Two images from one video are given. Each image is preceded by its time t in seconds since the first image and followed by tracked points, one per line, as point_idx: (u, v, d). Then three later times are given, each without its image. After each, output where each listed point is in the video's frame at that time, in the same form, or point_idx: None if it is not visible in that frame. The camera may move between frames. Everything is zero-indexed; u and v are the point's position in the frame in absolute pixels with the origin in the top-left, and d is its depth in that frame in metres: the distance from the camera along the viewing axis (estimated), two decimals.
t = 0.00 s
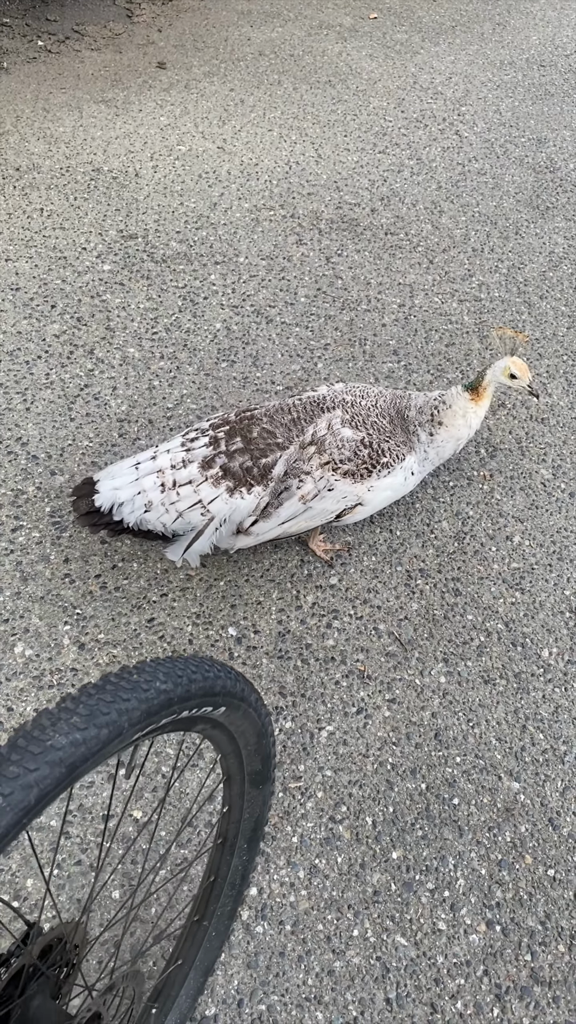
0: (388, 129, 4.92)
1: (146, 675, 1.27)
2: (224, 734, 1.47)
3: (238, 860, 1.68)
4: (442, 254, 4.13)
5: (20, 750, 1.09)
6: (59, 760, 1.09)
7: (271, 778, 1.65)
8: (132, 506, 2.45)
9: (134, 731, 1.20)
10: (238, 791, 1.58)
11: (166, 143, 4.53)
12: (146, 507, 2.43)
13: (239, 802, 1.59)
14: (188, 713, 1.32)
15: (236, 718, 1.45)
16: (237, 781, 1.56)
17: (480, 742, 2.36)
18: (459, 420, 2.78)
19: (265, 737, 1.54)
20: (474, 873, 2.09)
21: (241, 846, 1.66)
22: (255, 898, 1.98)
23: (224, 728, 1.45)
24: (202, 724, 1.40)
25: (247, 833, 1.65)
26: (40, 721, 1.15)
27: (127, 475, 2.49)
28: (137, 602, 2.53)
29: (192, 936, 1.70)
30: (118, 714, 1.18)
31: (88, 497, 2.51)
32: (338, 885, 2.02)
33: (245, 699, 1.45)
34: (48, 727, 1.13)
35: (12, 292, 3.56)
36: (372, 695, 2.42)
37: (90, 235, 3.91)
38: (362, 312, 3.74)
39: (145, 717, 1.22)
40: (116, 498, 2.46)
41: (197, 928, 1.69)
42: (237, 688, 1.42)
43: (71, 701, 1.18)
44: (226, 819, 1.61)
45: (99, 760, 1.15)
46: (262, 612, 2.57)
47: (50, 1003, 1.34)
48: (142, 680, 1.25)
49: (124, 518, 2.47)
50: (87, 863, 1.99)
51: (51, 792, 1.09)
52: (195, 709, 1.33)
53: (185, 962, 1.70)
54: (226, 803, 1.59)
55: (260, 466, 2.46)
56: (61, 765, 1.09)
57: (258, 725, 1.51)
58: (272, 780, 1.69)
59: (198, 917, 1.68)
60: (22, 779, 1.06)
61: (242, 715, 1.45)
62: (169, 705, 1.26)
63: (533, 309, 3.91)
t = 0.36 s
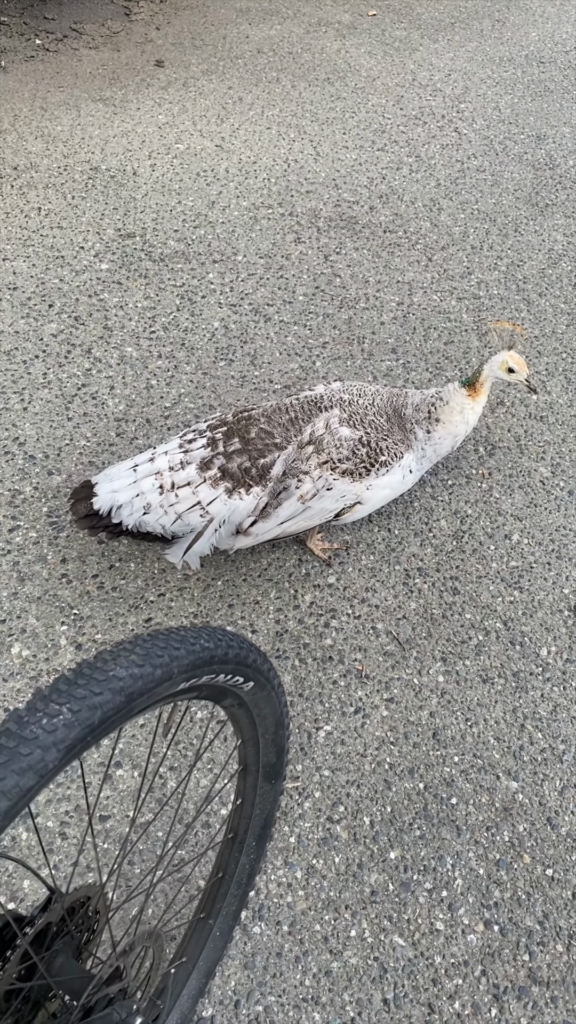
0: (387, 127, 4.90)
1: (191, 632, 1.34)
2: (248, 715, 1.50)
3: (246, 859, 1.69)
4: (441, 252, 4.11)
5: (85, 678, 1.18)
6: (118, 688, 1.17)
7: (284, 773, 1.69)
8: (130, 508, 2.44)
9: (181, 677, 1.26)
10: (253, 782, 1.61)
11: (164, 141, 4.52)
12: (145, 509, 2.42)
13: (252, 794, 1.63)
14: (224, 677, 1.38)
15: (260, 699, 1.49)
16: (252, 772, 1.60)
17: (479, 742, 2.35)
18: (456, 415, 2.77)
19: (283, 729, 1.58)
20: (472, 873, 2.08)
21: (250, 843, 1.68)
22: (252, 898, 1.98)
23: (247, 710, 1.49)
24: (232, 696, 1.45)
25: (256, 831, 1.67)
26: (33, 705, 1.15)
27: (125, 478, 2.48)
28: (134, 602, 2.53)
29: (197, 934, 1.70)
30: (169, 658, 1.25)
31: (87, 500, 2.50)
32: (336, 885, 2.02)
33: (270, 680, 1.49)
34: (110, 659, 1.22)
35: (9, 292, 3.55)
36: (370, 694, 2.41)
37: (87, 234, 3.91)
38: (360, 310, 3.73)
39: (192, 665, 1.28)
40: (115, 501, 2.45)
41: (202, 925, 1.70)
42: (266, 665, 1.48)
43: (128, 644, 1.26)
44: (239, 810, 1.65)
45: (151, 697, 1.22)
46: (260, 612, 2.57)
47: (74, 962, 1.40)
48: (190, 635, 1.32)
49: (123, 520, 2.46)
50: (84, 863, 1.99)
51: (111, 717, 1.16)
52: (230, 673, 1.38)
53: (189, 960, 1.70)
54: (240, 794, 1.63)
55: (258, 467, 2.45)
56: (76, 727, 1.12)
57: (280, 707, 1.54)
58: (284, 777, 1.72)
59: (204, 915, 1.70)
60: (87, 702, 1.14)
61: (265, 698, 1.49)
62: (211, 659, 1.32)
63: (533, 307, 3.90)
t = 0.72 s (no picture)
0: (386, 125, 4.89)
1: (185, 633, 1.33)
2: (242, 717, 1.50)
3: (241, 861, 1.69)
4: (440, 251, 4.10)
5: (75, 680, 1.17)
6: (108, 691, 1.17)
7: (279, 775, 1.69)
8: (126, 507, 2.43)
9: (173, 680, 1.26)
10: (247, 784, 1.61)
11: (162, 141, 4.51)
12: (140, 507, 2.42)
13: (247, 795, 1.63)
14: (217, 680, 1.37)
15: (255, 702, 1.49)
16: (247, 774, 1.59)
17: (477, 743, 2.34)
18: (453, 414, 2.76)
19: (277, 731, 1.58)
20: (470, 874, 2.08)
21: (245, 845, 1.68)
22: (249, 900, 1.97)
23: (240, 713, 1.49)
24: (227, 697, 1.44)
25: (252, 832, 1.67)
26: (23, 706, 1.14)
27: (121, 476, 2.47)
28: (132, 603, 2.52)
29: (194, 935, 1.70)
30: (161, 660, 1.24)
31: (83, 498, 2.50)
32: (333, 887, 2.01)
33: (264, 681, 1.48)
34: (100, 660, 1.21)
35: (7, 292, 3.55)
36: (368, 695, 2.40)
37: (85, 234, 3.90)
38: (359, 310, 3.72)
39: (184, 668, 1.27)
40: (110, 499, 2.44)
41: (199, 927, 1.69)
42: (261, 669, 1.47)
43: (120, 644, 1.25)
44: (234, 811, 1.65)
45: (142, 699, 1.22)
46: (257, 612, 2.56)
47: (67, 966, 1.37)
48: (183, 636, 1.31)
49: (118, 519, 2.46)
50: (80, 865, 1.98)
51: (101, 721, 1.16)
52: (224, 675, 1.37)
53: (185, 962, 1.68)
54: (235, 796, 1.63)
55: (254, 466, 2.44)
56: (66, 730, 1.12)
57: (272, 712, 1.54)
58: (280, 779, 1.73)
59: (200, 917, 1.70)
60: (77, 705, 1.14)
61: (258, 701, 1.49)
62: (203, 662, 1.31)
63: (532, 306, 3.88)
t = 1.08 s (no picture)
0: (389, 127, 4.89)
1: (151, 665, 1.29)
2: (226, 730, 1.49)
3: (237, 863, 1.69)
4: (443, 252, 4.10)
5: (27, 733, 1.14)
6: (63, 743, 1.15)
7: (271, 778, 1.68)
8: (130, 509, 2.43)
9: (137, 718, 1.24)
10: (238, 791, 1.60)
11: (165, 142, 4.51)
12: (144, 509, 2.42)
13: (238, 801, 1.62)
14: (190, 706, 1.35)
15: (238, 715, 1.47)
16: (237, 780, 1.59)
17: (480, 744, 2.34)
18: (456, 414, 2.76)
19: (265, 738, 1.57)
20: (473, 875, 2.08)
21: (239, 848, 1.68)
22: (253, 901, 1.97)
23: (225, 726, 1.48)
24: (204, 717, 1.43)
25: (246, 834, 1.67)
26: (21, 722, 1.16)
27: (125, 478, 2.47)
28: (135, 604, 2.53)
29: (190, 938, 1.71)
30: (122, 701, 1.22)
31: (87, 500, 2.50)
32: (336, 888, 2.01)
33: (246, 696, 1.46)
34: (55, 709, 1.17)
35: (10, 293, 3.55)
36: (371, 696, 2.41)
37: (88, 235, 3.90)
38: (362, 311, 3.72)
39: (148, 706, 1.25)
40: (114, 501, 2.44)
41: (196, 930, 1.70)
42: (239, 686, 1.44)
43: (79, 685, 1.22)
44: (226, 817, 1.64)
45: (101, 744, 1.20)
46: (260, 613, 2.56)
47: (50, 996, 1.36)
48: (148, 669, 1.28)
49: (122, 521, 2.46)
50: (84, 866, 1.99)
51: (55, 772, 1.15)
52: (197, 703, 1.36)
53: (183, 964, 1.70)
54: (226, 802, 1.62)
55: (257, 468, 2.44)
56: (17, 790, 1.10)
57: (258, 723, 1.52)
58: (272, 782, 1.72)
59: (197, 920, 1.70)
60: (28, 762, 1.12)
61: (242, 713, 1.47)
62: (173, 693, 1.29)
63: (535, 307, 3.88)
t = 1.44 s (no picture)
0: (393, 130, 4.91)
1: (95, 714, 1.21)
2: (200, 750, 1.43)
3: (227, 867, 1.66)
4: (447, 256, 4.12)
5: None
6: None
7: (256, 784, 1.61)
8: (134, 511, 2.44)
9: (85, 772, 1.17)
10: (221, 801, 1.55)
11: (171, 144, 4.53)
12: (148, 512, 2.43)
13: (223, 811, 1.57)
14: (148, 744, 1.28)
15: (210, 737, 1.41)
16: (220, 791, 1.53)
17: (483, 747, 2.35)
18: (458, 415, 2.76)
19: (245, 749, 1.50)
20: (475, 878, 2.08)
21: (227, 853, 1.65)
22: (256, 901, 1.98)
23: (197, 746, 1.42)
24: (170, 746, 1.36)
25: (233, 842, 1.63)
26: (5, 751, 1.14)
27: (129, 481, 2.48)
28: (139, 605, 2.53)
29: (183, 942, 1.71)
30: (62, 761, 1.14)
31: (91, 502, 2.51)
32: (339, 890, 2.02)
33: (216, 717, 1.39)
34: None
35: (16, 294, 3.57)
36: (374, 698, 2.41)
37: (94, 237, 3.92)
38: (366, 314, 3.73)
39: (94, 760, 1.18)
40: (119, 504, 2.45)
41: (189, 933, 1.71)
42: (205, 710, 1.36)
43: (12, 748, 1.14)
44: (211, 826, 1.60)
45: (41, 810, 1.13)
46: (264, 615, 2.57)
47: None
48: (91, 721, 1.19)
49: (126, 525, 2.47)
50: (88, 867, 2.00)
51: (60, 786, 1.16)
52: (154, 741, 1.28)
53: (177, 968, 1.71)
54: (210, 813, 1.58)
55: (261, 470, 2.45)
56: None
57: (233, 740, 1.46)
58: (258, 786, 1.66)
59: (189, 923, 1.70)
60: None
61: (214, 732, 1.41)
62: (124, 740, 1.22)
63: (538, 311, 3.89)
